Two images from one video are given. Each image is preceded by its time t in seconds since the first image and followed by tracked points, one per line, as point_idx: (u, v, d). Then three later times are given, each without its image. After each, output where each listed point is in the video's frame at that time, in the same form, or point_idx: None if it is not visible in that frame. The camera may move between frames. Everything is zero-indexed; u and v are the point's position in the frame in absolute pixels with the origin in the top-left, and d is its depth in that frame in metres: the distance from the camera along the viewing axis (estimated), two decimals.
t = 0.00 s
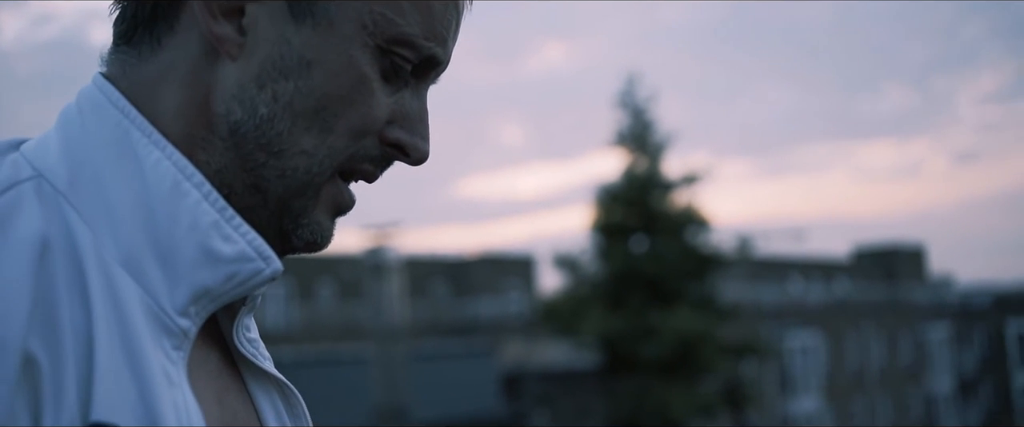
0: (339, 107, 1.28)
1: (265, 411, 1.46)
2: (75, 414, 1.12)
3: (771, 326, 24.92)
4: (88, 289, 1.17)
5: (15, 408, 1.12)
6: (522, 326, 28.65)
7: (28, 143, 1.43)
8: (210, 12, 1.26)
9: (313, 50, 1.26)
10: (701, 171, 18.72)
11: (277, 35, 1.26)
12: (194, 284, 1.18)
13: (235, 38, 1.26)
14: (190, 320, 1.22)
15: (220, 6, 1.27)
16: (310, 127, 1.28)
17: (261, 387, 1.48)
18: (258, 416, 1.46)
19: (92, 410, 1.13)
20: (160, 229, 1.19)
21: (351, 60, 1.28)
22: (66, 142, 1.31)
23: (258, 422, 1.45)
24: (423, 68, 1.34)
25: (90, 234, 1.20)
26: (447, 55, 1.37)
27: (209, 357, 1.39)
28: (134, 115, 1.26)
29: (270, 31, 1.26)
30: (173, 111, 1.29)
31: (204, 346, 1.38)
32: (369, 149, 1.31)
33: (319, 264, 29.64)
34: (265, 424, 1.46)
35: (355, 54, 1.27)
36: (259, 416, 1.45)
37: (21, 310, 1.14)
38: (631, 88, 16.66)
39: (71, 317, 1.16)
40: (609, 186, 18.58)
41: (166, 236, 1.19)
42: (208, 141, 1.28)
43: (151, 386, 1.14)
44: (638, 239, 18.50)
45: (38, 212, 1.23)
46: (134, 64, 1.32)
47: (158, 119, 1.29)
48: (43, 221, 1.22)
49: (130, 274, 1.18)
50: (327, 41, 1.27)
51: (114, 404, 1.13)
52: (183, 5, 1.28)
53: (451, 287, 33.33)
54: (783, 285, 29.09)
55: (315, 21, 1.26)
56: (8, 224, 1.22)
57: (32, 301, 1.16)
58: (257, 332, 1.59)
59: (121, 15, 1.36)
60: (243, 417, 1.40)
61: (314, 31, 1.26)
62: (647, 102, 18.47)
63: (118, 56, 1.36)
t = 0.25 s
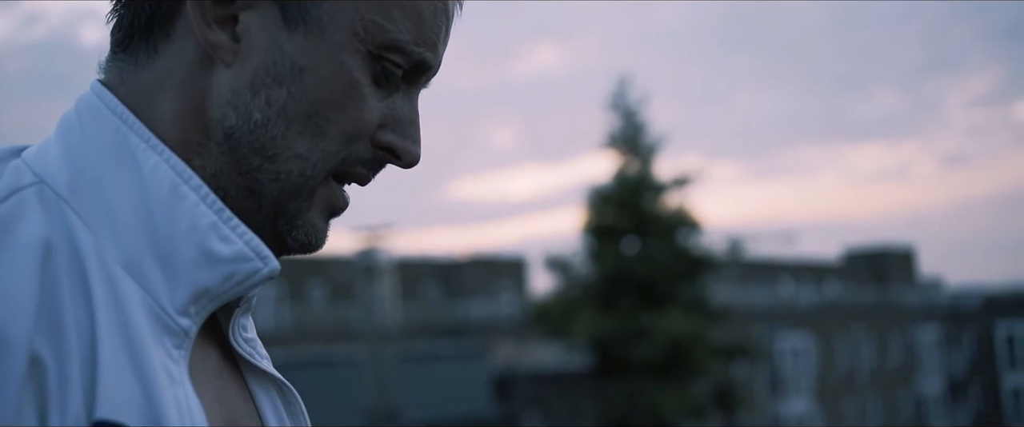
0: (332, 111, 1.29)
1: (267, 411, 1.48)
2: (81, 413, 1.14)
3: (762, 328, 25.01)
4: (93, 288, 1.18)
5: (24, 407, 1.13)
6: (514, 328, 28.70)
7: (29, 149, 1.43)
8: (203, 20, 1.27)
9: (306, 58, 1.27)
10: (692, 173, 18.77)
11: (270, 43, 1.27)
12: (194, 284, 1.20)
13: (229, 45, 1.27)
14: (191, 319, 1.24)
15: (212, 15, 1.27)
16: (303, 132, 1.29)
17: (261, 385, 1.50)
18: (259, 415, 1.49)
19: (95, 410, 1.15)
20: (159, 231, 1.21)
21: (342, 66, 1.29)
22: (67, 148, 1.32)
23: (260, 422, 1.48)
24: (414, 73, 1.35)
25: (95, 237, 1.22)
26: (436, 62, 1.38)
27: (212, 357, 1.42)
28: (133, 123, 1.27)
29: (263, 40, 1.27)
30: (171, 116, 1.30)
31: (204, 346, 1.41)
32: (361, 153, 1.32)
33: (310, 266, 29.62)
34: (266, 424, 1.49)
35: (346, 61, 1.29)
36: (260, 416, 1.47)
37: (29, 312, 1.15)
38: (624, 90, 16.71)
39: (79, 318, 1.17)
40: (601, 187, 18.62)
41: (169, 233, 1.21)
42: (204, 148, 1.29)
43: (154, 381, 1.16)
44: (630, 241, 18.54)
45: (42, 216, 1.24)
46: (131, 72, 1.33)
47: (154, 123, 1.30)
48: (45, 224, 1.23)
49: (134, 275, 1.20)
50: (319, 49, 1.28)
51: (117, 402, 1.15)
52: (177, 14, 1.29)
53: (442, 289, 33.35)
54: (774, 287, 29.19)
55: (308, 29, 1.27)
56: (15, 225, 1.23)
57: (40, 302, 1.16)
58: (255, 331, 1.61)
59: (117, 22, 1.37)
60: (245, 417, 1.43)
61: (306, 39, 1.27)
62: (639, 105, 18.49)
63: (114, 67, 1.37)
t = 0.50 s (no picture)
0: (325, 113, 1.28)
1: (269, 411, 1.49)
2: (84, 412, 1.14)
3: (754, 330, 24.98)
4: (94, 287, 1.18)
5: (27, 405, 1.13)
6: (506, 329, 28.63)
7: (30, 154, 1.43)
8: (197, 24, 1.26)
9: (298, 63, 1.27)
10: (685, 175, 18.72)
11: (262, 48, 1.27)
12: (192, 283, 1.20)
13: (222, 49, 1.27)
14: (190, 317, 1.23)
15: (205, 19, 1.27)
16: (297, 135, 1.29)
17: (261, 382, 1.50)
18: (262, 414, 1.49)
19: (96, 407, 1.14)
20: (157, 231, 1.21)
21: (333, 71, 1.28)
22: (66, 151, 1.31)
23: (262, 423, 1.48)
24: (404, 77, 1.34)
25: (94, 238, 1.21)
26: (427, 64, 1.37)
27: (212, 357, 1.43)
28: (131, 125, 1.27)
29: (256, 45, 1.27)
30: (167, 119, 1.30)
31: (203, 345, 1.42)
32: (353, 154, 1.31)
33: (303, 266, 29.55)
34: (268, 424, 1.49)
35: (337, 66, 1.28)
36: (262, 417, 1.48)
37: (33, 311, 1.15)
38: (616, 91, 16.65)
39: (81, 316, 1.17)
40: (594, 188, 18.57)
41: (166, 234, 1.20)
42: (199, 152, 1.29)
43: (155, 378, 1.16)
44: (622, 242, 18.52)
45: (42, 217, 1.24)
46: (129, 78, 1.33)
47: (151, 125, 1.30)
48: (45, 226, 1.22)
49: (133, 274, 1.20)
50: (309, 54, 1.27)
51: (119, 398, 1.15)
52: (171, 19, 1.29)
53: (435, 289, 33.31)
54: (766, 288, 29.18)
55: (299, 35, 1.27)
56: (17, 225, 1.23)
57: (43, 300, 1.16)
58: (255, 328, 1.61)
59: (113, 29, 1.37)
60: (246, 415, 1.43)
61: (298, 43, 1.26)
62: (632, 106, 18.43)
63: (112, 71, 1.37)
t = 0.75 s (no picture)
0: (322, 114, 1.28)
1: (274, 407, 1.50)
2: (93, 406, 1.14)
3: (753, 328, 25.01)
4: (100, 286, 1.19)
5: (41, 404, 1.13)
6: (506, 328, 28.64)
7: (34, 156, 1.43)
8: (195, 26, 1.26)
9: (294, 66, 1.26)
10: (685, 173, 18.70)
11: (258, 53, 1.27)
12: (196, 280, 1.21)
13: (220, 54, 1.26)
14: (194, 314, 1.24)
15: (202, 23, 1.26)
16: (293, 135, 1.28)
17: (266, 376, 1.52)
18: (267, 411, 1.50)
19: (103, 402, 1.14)
20: (160, 232, 1.21)
21: (329, 74, 1.28)
22: (70, 154, 1.32)
23: (267, 419, 1.49)
24: (399, 79, 1.33)
25: (98, 238, 1.21)
26: (421, 66, 1.36)
27: (216, 354, 1.44)
28: (132, 126, 1.27)
29: (253, 49, 1.27)
30: (167, 121, 1.30)
31: (207, 341, 1.43)
32: (350, 155, 1.31)
33: (303, 264, 29.58)
34: (274, 421, 1.50)
35: (334, 68, 1.28)
36: (268, 411, 1.50)
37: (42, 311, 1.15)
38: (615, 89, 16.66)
39: (89, 313, 1.17)
40: (593, 187, 18.57)
41: (169, 233, 1.21)
42: (200, 154, 1.29)
43: (163, 374, 1.16)
44: (622, 240, 18.52)
45: (49, 217, 1.24)
46: (129, 81, 1.33)
47: (152, 129, 1.30)
48: (52, 227, 1.22)
49: (139, 273, 1.20)
50: (305, 57, 1.27)
51: (126, 394, 1.14)
52: (170, 22, 1.29)
53: (434, 288, 33.34)
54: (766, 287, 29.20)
55: (296, 38, 1.27)
56: (24, 227, 1.23)
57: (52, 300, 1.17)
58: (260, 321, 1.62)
59: (113, 34, 1.37)
60: (250, 410, 1.45)
61: (293, 48, 1.26)
62: (631, 104, 18.42)
63: (113, 75, 1.37)
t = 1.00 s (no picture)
0: (320, 122, 1.29)
1: (282, 408, 1.52)
2: (102, 407, 1.14)
3: (756, 333, 25.02)
4: (107, 291, 1.19)
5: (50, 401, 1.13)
6: (509, 332, 28.67)
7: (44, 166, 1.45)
8: (195, 36, 1.27)
9: (294, 74, 1.27)
10: (688, 177, 18.71)
11: (258, 60, 1.27)
12: (202, 286, 1.22)
13: (221, 64, 1.27)
14: (201, 317, 1.25)
15: (203, 33, 1.28)
16: (295, 143, 1.29)
17: (275, 377, 1.53)
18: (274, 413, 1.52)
19: (110, 406, 1.14)
20: (168, 238, 1.22)
21: (328, 80, 1.28)
22: (78, 162, 1.34)
23: (275, 421, 1.50)
24: (396, 85, 1.33)
25: (106, 243, 1.23)
26: (420, 72, 1.36)
27: (223, 356, 1.45)
28: (138, 134, 1.28)
29: (252, 58, 1.27)
30: (173, 130, 1.31)
31: (212, 343, 1.44)
32: (350, 161, 1.31)
33: (306, 267, 29.59)
34: (281, 423, 1.51)
35: (332, 75, 1.28)
36: (275, 412, 1.51)
37: (53, 316, 1.16)
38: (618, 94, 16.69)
39: (97, 317, 1.18)
40: (596, 191, 18.58)
41: (176, 238, 1.22)
42: (205, 162, 1.31)
43: (170, 376, 1.17)
44: (625, 245, 18.53)
45: (58, 224, 1.25)
46: (135, 89, 1.34)
47: (158, 137, 1.31)
48: (62, 235, 1.23)
49: (146, 278, 1.21)
50: (304, 64, 1.27)
51: (137, 394, 1.15)
52: (172, 32, 1.30)
53: (437, 292, 33.38)
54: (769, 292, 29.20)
55: (294, 46, 1.27)
56: (33, 233, 1.25)
57: (63, 304, 1.18)
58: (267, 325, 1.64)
59: (119, 46, 1.38)
60: (258, 412, 1.46)
61: (292, 56, 1.27)
62: (635, 109, 18.43)
63: (120, 85, 1.38)
